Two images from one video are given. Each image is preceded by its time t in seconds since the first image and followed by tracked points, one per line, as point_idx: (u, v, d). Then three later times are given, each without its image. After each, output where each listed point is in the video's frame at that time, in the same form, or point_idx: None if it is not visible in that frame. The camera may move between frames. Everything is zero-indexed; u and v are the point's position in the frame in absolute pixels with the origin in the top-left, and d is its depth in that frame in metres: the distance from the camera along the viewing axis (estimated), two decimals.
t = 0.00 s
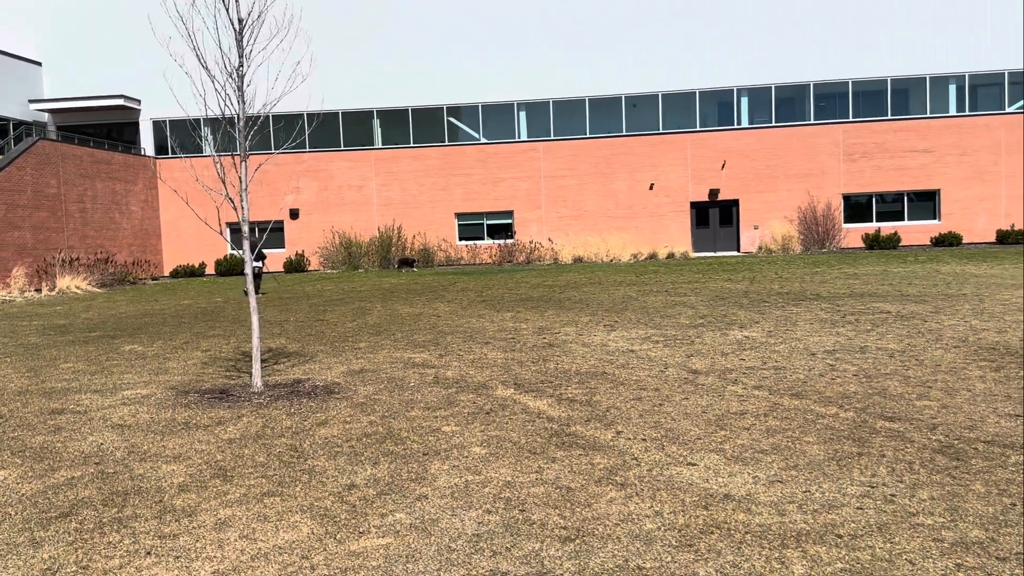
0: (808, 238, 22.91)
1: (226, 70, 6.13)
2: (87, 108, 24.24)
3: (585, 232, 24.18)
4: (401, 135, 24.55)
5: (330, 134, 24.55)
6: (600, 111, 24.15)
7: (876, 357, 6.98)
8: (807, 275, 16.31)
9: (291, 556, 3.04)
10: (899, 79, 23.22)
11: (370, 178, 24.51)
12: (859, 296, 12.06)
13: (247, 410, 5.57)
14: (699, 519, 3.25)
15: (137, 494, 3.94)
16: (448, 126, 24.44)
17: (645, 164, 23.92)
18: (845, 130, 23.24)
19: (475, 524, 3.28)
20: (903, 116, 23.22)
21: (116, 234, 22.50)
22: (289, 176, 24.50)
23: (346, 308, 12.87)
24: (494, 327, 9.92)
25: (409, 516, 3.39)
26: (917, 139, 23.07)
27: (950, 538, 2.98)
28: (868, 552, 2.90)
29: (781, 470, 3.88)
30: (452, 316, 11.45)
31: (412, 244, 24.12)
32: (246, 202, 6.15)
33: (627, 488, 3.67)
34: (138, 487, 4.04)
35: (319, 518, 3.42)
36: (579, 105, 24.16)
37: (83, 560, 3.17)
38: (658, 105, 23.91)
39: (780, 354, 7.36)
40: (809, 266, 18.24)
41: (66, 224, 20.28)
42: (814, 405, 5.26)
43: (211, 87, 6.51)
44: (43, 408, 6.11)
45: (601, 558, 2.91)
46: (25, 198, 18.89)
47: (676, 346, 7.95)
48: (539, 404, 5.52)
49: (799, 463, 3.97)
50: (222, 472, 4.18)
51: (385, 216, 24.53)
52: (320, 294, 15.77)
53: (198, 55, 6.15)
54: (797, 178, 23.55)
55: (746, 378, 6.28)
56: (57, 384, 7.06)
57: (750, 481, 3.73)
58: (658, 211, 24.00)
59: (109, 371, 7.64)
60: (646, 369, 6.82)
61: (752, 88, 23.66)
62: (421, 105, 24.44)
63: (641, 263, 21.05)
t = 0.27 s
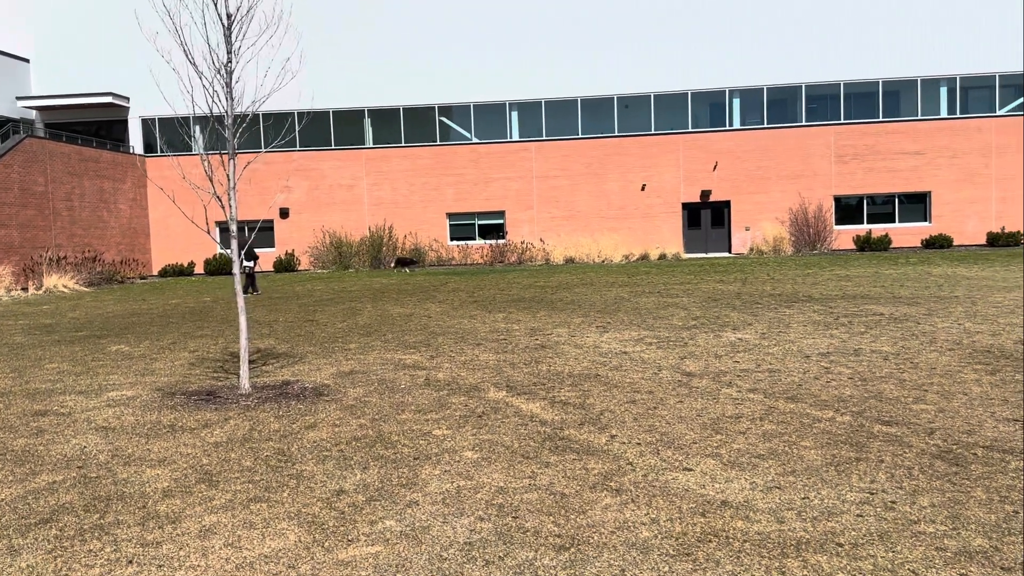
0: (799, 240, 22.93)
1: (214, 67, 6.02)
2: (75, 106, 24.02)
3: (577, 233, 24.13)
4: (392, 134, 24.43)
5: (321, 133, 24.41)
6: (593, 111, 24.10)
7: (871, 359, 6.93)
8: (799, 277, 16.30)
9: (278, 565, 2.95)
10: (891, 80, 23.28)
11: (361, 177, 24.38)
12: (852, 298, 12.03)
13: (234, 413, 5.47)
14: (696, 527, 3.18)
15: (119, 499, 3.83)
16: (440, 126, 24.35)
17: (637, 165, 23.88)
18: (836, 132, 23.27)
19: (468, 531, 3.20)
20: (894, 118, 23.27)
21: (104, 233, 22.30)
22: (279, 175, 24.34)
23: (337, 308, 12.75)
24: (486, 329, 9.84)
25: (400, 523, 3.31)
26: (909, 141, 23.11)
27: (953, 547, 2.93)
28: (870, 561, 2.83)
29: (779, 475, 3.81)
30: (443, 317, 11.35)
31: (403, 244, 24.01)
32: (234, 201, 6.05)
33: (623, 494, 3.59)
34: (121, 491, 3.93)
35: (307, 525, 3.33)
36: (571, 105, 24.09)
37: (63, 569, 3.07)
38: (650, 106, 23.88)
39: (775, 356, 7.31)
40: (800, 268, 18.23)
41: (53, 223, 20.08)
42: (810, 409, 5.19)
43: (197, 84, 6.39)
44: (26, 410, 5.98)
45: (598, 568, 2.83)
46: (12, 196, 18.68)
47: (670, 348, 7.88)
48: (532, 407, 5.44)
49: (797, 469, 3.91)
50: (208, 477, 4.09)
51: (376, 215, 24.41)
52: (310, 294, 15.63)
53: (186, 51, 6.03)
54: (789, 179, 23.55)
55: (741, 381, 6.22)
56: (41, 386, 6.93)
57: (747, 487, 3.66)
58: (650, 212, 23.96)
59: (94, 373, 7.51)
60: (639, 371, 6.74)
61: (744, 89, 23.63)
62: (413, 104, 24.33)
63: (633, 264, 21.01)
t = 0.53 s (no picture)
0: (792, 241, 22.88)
1: (201, 64, 5.91)
2: (65, 103, 23.81)
3: (570, 233, 24.06)
4: (385, 133, 24.33)
5: (313, 132, 24.29)
6: (586, 111, 24.05)
7: (865, 362, 6.88)
8: (793, 278, 16.26)
9: None
10: (884, 82, 23.29)
11: (354, 176, 24.26)
12: (845, 299, 11.99)
13: (219, 416, 5.37)
14: (690, 536, 3.10)
15: (99, 506, 3.73)
16: (433, 125, 24.26)
17: (630, 165, 23.83)
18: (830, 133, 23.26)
19: (456, 540, 3.11)
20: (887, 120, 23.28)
21: (94, 232, 22.11)
22: (270, 174, 24.19)
23: (328, 309, 12.64)
24: (477, 330, 9.75)
25: (386, 531, 3.23)
26: (902, 142, 23.12)
27: (953, 558, 2.87)
28: (870, 573, 2.77)
29: (774, 482, 3.74)
30: (435, 318, 11.26)
31: (395, 244, 23.90)
32: (221, 200, 5.94)
33: (615, 501, 3.51)
34: (101, 498, 3.83)
35: (291, 534, 3.24)
36: (564, 105, 24.04)
37: None
38: (643, 106, 23.82)
39: (768, 358, 7.24)
40: (795, 269, 18.20)
41: (43, 221, 19.89)
42: (804, 412, 5.13)
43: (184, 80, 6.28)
44: (7, 413, 5.86)
45: None
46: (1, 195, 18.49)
47: (663, 350, 7.82)
48: (523, 410, 5.35)
49: (792, 475, 3.84)
50: (190, 483, 3.99)
51: (368, 215, 24.29)
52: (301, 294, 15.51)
53: (172, 47, 5.92)
54: (782, 179, 23.53)
55: (734, 383, 6.15)
56: (24, 387, 6.79)
57: (742, 494, 3.59)
58: (643, 212, 23.91)
59: (79, 374, 7.38)
60: (632, 374, 6.67)
61: (737, 90, 23.62)
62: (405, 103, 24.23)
63: (626, 264, 20.95)
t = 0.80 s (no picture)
0: (788, 243, 22.80)
1: (188, 62, 5.80)
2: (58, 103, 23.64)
3: (565, 235, 23.95)
4: (379, 134, 24.25)
5: (308, 133, 24.20)
6: (582, 113, 24.00)
7: (863, 367, 6.79)
8: (789, 281, 16.20)
9: None
10: (880, 85, 23.34)
11: (348, 177, 24.14)
12: (841, 302, 11.92)
13: (205, 422, 5.25)
14: (686, 550, 3.02)
15: (77, 516, 3.61)
16: (428, 126, 24.19)
17: (626, 167, 23.75)
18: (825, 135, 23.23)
19: (444, 555, 3.01)
20: (883, 122, 23.26)
21: (86, 232, 21.95)
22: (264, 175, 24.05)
23: (320, 311, 12.52)
24: (471, 333, 9.64)
25: (372, 545, 3.12)
26: (897, 145, 23.09)
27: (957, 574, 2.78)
28: None
29: (772, 492, 3.65)
30: (428, 320, 11.15)
31: (390, 245, 23.77)
32: (208, 201, 5.81)
33: (608, 512, 3.42)
34: (79, 508, 3.71)
35: (274, 547, 3.13)
36: (560, 106, 23.99)
37: None
38: (639, 108, 23.78)
39: (765, 363, 7.15)
40: (791, 272, 18.14)
41: (34, 222, 19.73)
42: (802, 419, 5.04)
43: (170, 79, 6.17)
44: None
45: None
46: None
47: (659, 354, 7.72)
48: (516, 417, 5.25)
49: (790, 485, 3.75)
50: (172, 492, 3.87)
51: (363, 216, 24.17)
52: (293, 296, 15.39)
53: (158, 45, 5.81)
54: (777, 182, 23.46)
55: (730, 389, 6.06)
56: (8, 391, 6.67)
57: (739, 505, 3.49)
58: (638, 214, 23.83)
59: (64, 377, 7.26)
60: (627, 378, 6.56)
61: (733, 92, 23.61)
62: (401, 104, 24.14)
63: (622, 267, 20.86)
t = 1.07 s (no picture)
0: (786, 245, 22.84)
1: (179, 58, 5.68)
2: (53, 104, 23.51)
3: (562, 238, 23.84)
4: (377, 135, 24.17)
5: (305, 134, 24.15)
6: (579, 114, 23.96)
7: (866, 371, 6.68)
8: (788, 283, 16.11)
9: None
10: (878, 87, 23.34)
11: (345, 178, 24.02)
12: (841, 305, 11.82)
13: (196, 428, 5.13)
14: (691, 562, 2.92)
15: (59, 526, 3.50)
16: (425, 128, 24.12)
17: (624, 169, 23.66)
18: (823, 137, 23.17)
19: (439, 569, 2.90)
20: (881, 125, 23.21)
21: (80, 233, 21.80)
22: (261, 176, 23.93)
23: (316, 313, 12.40)
24: (467, 336, 9.53)
25: (364, 557, 3.02)
26: (896, 147, 23.03)
27: None
28: None
29: (777, 501, 3.54)
30: (424, 323, 11.03)
31: (386, 247, 23.64)
32: (200, 200, 5.70)
33: (609, 523, 3.31)
34: (63, 517, 3.59)
35: (262, 560, 3.02)
36: (558, 107, 23.96)
37: None
38: (637, 109, 23.75)
39: (766, 367, 7.05)
40: (789, 274, 18.04)
41: (28, 223, 19.59)
42: (806, 424, 4.93)
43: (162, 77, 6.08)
44: None
45: None
46: None
47: (659, 357, 7.61)
48: (514, 421, 5.13)
49: (797, 493, 3.64)
50: (159, 501, 3.76)
51: (359, 217, 24.04)
52: (289, 298, 15.28)
53: (148, 41, 5.69)
54: (776, 184, 23.38)
55: (731, 393, 5.95)
56: None
57: (744, 514, 3.39)
58: (636, 217, 23.73)
59: (53, 380, 7.13)
60: (626, 382, 6.45)
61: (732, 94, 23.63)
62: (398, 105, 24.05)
63: (619, 269, 20.75)
